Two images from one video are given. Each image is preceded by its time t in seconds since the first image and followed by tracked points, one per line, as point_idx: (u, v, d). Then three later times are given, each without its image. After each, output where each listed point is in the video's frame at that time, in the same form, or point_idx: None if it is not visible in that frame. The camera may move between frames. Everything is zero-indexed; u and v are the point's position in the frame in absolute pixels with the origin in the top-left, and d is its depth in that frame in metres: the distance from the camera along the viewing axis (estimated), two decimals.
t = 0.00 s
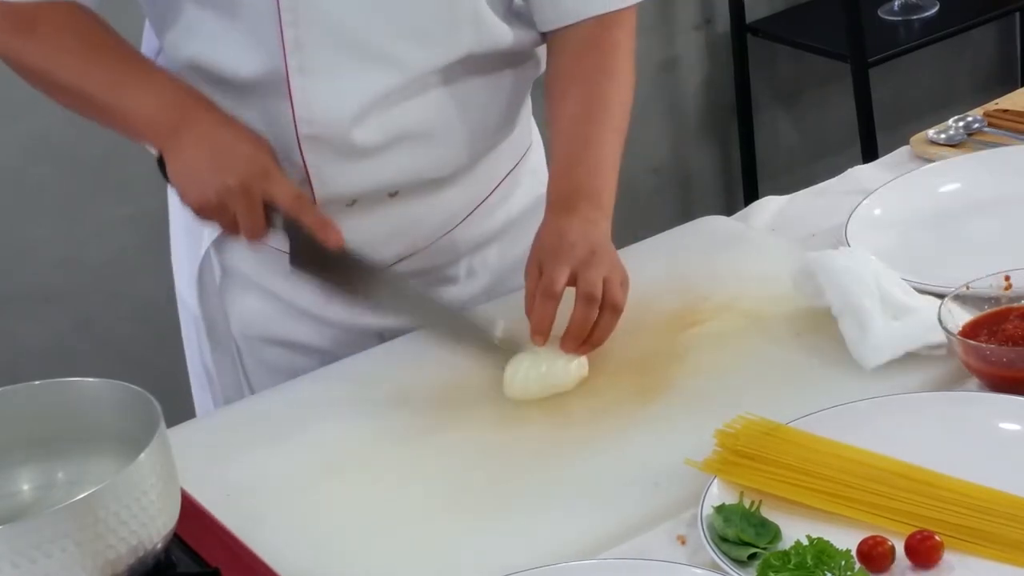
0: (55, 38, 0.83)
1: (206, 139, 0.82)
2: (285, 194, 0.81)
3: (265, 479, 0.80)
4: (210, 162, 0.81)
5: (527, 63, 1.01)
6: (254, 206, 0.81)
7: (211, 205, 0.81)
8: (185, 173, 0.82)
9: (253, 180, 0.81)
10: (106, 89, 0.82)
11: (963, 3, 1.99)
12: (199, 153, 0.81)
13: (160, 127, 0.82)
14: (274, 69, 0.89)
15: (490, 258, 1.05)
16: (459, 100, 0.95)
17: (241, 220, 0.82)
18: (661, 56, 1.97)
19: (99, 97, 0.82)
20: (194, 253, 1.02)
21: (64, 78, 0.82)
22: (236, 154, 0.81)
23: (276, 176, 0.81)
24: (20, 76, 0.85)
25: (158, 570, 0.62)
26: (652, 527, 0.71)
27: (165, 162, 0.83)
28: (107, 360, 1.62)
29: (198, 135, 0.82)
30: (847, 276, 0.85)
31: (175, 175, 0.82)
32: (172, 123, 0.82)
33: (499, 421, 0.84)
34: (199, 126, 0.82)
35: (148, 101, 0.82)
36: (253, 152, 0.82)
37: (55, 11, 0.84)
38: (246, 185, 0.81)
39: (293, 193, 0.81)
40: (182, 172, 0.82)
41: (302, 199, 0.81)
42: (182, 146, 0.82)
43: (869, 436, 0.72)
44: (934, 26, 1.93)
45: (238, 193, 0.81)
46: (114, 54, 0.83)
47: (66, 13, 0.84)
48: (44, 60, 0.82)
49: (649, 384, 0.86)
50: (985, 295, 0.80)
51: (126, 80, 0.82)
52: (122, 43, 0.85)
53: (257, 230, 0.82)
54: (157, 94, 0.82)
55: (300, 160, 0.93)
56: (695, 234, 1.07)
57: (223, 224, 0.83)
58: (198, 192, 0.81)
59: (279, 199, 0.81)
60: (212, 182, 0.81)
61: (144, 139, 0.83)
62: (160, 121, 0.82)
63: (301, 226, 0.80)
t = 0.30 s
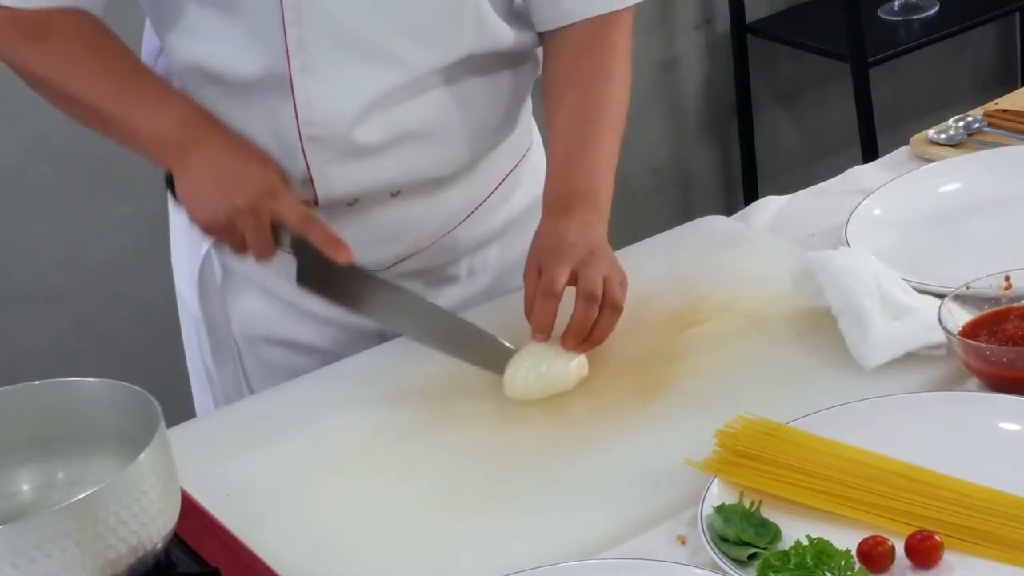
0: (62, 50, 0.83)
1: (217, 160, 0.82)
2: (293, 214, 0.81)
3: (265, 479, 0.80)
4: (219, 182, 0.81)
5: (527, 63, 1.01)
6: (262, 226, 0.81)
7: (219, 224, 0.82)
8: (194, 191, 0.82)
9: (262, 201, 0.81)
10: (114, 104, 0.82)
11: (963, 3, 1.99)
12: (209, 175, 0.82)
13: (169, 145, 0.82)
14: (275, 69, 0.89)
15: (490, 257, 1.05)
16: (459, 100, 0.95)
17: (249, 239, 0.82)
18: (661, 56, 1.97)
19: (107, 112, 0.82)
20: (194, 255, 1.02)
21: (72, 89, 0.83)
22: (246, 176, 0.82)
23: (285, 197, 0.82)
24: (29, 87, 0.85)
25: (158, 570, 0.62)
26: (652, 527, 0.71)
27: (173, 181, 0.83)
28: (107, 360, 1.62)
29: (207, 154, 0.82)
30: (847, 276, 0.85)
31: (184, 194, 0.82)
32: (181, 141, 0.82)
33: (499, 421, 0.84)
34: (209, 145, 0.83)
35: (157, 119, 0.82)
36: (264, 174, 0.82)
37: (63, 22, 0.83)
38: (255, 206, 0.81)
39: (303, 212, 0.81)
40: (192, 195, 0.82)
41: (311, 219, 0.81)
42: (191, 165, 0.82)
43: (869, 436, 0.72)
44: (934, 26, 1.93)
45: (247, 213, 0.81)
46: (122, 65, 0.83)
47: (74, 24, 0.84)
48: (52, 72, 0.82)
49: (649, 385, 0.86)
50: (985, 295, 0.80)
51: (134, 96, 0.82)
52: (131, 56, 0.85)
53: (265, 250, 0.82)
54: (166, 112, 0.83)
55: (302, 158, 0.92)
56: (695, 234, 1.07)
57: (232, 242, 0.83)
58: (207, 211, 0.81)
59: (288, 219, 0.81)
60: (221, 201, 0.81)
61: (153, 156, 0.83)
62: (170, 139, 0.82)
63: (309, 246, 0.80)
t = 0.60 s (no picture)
0: (63, 45, 0.82)
1: (219, 159, 0.82)
2: (297, 216, 0.81)
3: (266, 479, 0.80)
4: (222, 181, 0.82)
5: (527, 63, 1.01)
6: (266, 225, 0.82)
7: (223, 223, 0.82)
8: (197, 190, 0.82)
9: (266, 202, 0.82)
10: (116, 102, 0.82)
11: (963, 3, 1.99)
12: (211, 172, 0.82)
13: (172, 143, 0.82)
14: (275, 68, 0.89)
15: (491, 258, 1.05)
16: (459, 99, 0.95)
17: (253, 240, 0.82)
18: (662, 56, 1.97)
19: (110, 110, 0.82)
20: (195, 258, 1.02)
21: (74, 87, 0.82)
22: (249, 176, 0.82)
23: (290, 198, 0.82)
24: (26, 81, 0.85)
25: (158, 570, 0.62)
26: (652, 527, 0.71)
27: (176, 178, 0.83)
28: (107, 360, 1.62)
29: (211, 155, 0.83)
30: (848, 276, 0.85)
31: (187, 192, 0.83)
32: (184, 140, 0.82)
33: (499, 421, 0.84)
34: (211, 144, 0.83)
35: (161, 118, 0.82)
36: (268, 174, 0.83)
37: (64, 17, 0.83)
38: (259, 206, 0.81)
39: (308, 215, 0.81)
40: (194, 193, 0.82)
41: (315, 221, 0.81)
42: (194, 164, 0.82)
43: (869, 435, 0.72)
44: (934, 26, 1.93)
45: (252, 214, 0.81)
46: (123, 62, 0.83)
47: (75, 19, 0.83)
48: (53, 68, 0.82)
49: (649, 385, 0.86)
50: (985, 295, 0.80)
51: (137, 94, 0.83)
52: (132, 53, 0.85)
53: (268, 250, 0.82)
54: (169, 110, 0.83)
55: (303, 158, 0.92)
56: (695, 234, 1.07)
57: (235, 243, 0.84)
58: (211, 211, 0.82)
59: (292, 220, 0.81)
60: (224, 202, 0.81)
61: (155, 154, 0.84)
62: (174, 138, 0.82)
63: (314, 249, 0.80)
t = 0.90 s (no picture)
0: (59, 28, 0.82)
1: (220, 136, 0.81)
2: (298, 188, 0.80)
3: (266, 480, 0.80)
4: (223, 158, 0.81)
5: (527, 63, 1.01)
6: (266, 200, 0.81)
7: (224, 198, 0.81)
8: (199, 168, 0.81)
9: (266, 177, 0.80)
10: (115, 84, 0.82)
11: (963, 3, 1.99)
12: (209, 147, 0.81)
13: (171, 123, 0.82)
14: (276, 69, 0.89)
15: (491, 258, 1.05)
16: (459, 100, 0.95)
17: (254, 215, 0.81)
18: (662, 56, 1.97)
19: (108, 92, 0.82)
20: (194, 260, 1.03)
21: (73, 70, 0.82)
22: (249, 151, 0.81)
23: (289, 171, 0.81)
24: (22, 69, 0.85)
25: (158, 570, 0.62)
26: (652, 527, 0.71)
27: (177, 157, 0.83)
28: (107, 360, 1.62)
29: (212, 134, 0.82)
30: (848, 276, 0.85)
31: (188, 172, 0.82)
32: (184, 118, 0.82)
33: (499, 421, 0.84)
34: (210, 121, 0.82)
35: (161, 99, 0.82)
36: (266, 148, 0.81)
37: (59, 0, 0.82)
38: (259, 181, 0.80)
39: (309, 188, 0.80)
40: (193, 168, 0.82)
41: (315, 194, 0.80)
42: (195, 142, 0.82)
43: (869, 436, 0.72)
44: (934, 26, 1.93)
45: (252, 188, 0.80)
46: (118, 44, 0.83)
47: None
48: (48, 52, 0.82)
49: (649, 385, 0.86)
50: (985, 295, 0.80)
51: (136, 76, 0.82)
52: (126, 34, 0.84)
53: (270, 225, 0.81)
54: (169, 91, 0.82)
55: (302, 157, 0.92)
56: (695, 234, 1.07)
57: (236, 220, 0.82)
58: (212, 188, 0.81)
59: (292, 193, 0.80)
60: (225, 178, 0.80)
61: (155, 135, 0.83)
62: (170, 116, 0.82)
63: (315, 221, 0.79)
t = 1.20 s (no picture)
0: (50, 18, 0.81)
1: (209, 122, 0.82)
2: (291, 171, 0.81)
3: (265, 480, 0.80)
4: (214, 143, 0.81)
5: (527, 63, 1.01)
6: (259, 183, 0.82)
7: (217, 181, 0.82)
8: (190, 154, 0.82)
9: (259, 159, 0.81)
10: (104, 71, 0.82)
11: (963, 3, 1.99)
12: (202, 135, 0.82)
13: (163, 113, 0.82)
14: (277, 70, 0.89)
15: (491, 259, 1.05)
16: (458, 99, 0.95)
17: (247, 197, 0.82)
18: (662, 56, 1.97)
19: (98, 81, 0.82)
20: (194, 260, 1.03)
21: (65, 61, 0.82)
22: (240, 135, 0.82)
23: (281, 154, 0.82)
24: (13, 58, 0.84)
25: (158, 570, 0.62)
26: (652, 527, 0.71)
27: (168, 145, 0.83)
28: (107, 360, 1.62)
29: (202, 118, 0.82)
30: (849, 276, 0.85)
31: (180, 157, 0.82)
32: (175, 106, 0.82)
33: (499, 421, 0.84)
34: (200, 108, 0.82)
35: (152, 85, 0.82)
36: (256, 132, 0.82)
37: None
38: (252, 163, 0.81)
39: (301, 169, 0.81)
40: (187, 156, 0.82)
41: (308, 176, 0.82)
42: (186, 127, 0.82)
43: (869, 436, 0.72)
44: (934, 26, 1.93)
45: (245, 171, 0.81)
46: (105, 31, 0.82)
47: None
48: (40, 42, 0.81)
49: (649, 385, 0.86)
50: (985, 295, 0.80)
51: (124, 62, 0.82)
52: (113, 21, 0.84)
53: (261, 207, 0.82)
54: (158, 76, 0.82)
55: (301, 156, 0.93)
56: (695, 234, 1.07)
57: (228, 202, 0.83)
58: (205, 171, 0.82)
59: (285, 175, 0.81)
60: (218, 163, 0.81)
61: (145, 122, 0.83)
62: (162, 105, 0.82)
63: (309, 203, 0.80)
